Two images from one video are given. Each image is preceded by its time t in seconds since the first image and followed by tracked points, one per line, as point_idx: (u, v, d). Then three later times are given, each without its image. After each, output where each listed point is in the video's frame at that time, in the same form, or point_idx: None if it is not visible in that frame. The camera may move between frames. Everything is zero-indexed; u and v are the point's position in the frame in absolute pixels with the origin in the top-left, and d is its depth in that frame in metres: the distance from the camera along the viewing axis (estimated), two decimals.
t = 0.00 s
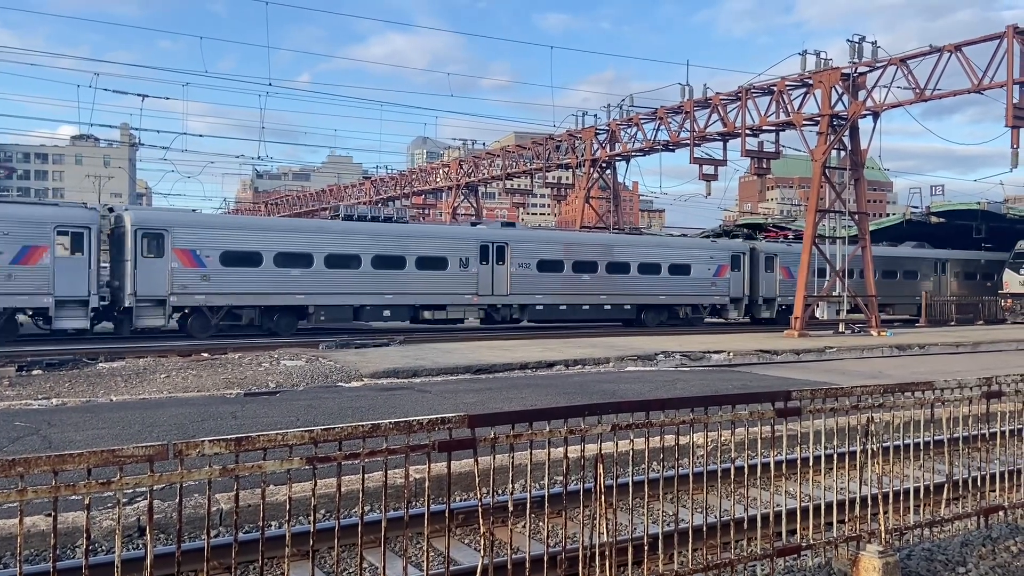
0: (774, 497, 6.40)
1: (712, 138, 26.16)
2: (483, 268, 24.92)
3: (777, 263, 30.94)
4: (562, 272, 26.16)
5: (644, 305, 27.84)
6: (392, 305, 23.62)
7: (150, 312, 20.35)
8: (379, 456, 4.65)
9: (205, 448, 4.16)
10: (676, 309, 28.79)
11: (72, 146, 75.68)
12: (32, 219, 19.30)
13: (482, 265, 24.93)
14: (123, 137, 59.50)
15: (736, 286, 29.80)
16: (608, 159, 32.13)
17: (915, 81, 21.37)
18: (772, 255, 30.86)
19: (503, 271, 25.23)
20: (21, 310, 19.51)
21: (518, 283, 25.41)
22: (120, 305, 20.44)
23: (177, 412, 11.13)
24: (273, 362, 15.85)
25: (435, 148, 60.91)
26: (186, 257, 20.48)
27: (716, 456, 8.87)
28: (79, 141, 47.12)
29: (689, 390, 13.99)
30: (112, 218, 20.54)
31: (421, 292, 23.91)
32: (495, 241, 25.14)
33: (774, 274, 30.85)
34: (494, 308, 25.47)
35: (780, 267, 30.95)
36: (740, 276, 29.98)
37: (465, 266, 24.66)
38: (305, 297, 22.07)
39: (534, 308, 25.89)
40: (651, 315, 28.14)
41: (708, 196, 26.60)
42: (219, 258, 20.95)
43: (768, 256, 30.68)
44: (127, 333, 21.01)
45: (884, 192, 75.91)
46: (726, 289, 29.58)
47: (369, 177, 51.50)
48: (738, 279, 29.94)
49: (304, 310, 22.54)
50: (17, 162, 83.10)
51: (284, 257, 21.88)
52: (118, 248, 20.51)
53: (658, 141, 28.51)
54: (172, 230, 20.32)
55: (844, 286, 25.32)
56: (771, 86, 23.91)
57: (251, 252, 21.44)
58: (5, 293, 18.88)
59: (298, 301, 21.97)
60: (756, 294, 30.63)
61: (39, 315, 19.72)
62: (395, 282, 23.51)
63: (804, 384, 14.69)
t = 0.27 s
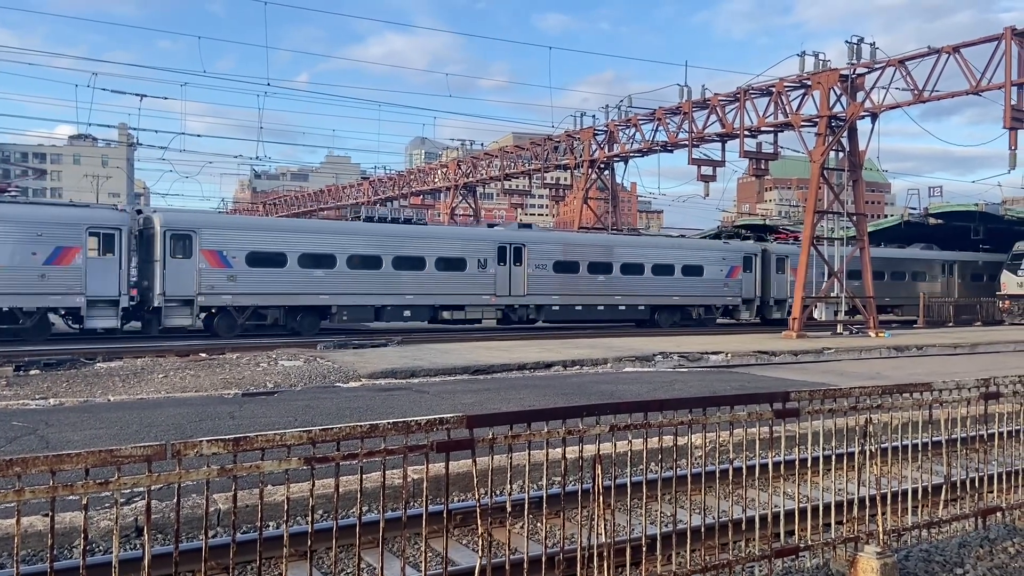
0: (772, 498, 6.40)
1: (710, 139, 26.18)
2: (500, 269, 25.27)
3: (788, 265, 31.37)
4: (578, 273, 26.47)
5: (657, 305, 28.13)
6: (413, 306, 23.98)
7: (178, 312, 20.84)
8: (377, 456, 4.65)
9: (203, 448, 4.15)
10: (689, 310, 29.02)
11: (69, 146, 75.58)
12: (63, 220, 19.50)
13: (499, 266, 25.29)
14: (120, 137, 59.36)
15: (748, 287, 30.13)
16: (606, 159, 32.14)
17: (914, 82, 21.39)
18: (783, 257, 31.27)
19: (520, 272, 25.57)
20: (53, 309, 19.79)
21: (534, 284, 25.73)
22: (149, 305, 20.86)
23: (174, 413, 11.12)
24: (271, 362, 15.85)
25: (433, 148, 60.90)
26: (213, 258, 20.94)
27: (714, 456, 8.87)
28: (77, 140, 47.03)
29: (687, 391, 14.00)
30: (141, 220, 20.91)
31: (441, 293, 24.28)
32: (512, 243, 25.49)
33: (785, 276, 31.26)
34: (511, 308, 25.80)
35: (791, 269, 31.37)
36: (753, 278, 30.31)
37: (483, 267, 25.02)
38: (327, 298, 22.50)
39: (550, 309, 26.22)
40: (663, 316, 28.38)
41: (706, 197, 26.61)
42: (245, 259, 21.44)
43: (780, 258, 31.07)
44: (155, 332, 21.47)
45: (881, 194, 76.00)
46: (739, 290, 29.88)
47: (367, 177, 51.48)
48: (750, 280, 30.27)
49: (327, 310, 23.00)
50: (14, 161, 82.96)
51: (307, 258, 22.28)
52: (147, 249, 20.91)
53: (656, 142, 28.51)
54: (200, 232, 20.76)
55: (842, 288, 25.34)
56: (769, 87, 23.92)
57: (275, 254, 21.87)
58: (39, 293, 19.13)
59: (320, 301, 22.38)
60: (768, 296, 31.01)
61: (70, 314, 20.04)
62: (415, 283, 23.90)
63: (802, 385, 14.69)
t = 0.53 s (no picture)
0: (769, 500, 6.42)
1: (708, 140, 26.20)
2: (516, 270, 25.42)
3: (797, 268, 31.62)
4: (593, 274, 26.57)
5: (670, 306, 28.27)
6: (430, 307, 24.14)
7: (203, 313, 21.15)
8: (375, 458, 4.64)
9: (201, 449, 4.16)
10: (701, 311, 29.14)
11: (67, 146, 75.49)
12: (92, 221, 19.70)
13: (515, 268, 25.44)
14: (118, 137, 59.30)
15: (759, 289, 30.26)
16: (604, 161, 32.16)
17: (911, 85, 21.43)
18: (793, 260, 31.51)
19: (536, 273, 25.70)
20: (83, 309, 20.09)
21: (549, 286, 25.85)
22: (175, 305, 21.20)
23: (171, 414, 11.10)
24: (269, 364, 15.83)
25: (431, 149, 60.95)
26: (238, 259, 21.23)
27: (712, 458, 8.90)
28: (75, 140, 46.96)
29: (685, 392, 14.01)
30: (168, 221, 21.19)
31: (458, 294, 24.45)
32: (528, 244, 25.63)
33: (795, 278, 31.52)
34: (527, 309, 25.93)
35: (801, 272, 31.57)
36: (763, 280, 30.46)
37: (499, 269, 25.16)
38: (347, 298, 22.76)
39: (564, 310, 26.30)
40: (676, 317, 28.52)
41: (704, 198, 26.62)
42: (269, 261, 21.70)
43: (790, 260, 31.32)
44: (181, 332, 21.83)
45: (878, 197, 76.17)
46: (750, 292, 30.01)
47: (365, 178, 51.48)
48: (761, 282, 30.41)
49: (347, 311, 23.28)
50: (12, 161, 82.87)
51: (327, 260, 22.52)
52: (173, 250, 21.20)
53: (654, 143, 28.53)
54: (226, 234, 21.05)
55: (839, 289, 25.36)
56: (767, 89, 23.95)
57: (297, 255, 22.12)
58: (69, 294, 19.40)
59: (341, 301, 22.65)
60: (778, 298, 31.19)
61: (99, 314, 20.37)
62: (433, 284, 24.08)
63: (800, 387, 14.71)
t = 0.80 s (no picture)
0: (766, 500, 6.42)
1: (705, 141, 26.22)
2: (532, 271, 25.54)
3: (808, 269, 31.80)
4: (606, 275, 26.72)
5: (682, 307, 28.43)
6: (448, 307, 24.27)
7: (226, 312, 21.21)
8: (372, 457, 4.63)
9: (196, 449, 4.14)
10: (711, 312, 29.34)
11: (63, 146, 75.38)
12: (116, 221, 19.74)
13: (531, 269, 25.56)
14: (115, 136, 59.20)
15: (769, 290, 30.47)
16: (602, 161, 32.17)
17: (908, 86, 21.47)
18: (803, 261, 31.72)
19: (551, 274, 25.82)
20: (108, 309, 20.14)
21: (564, 286, 25.99)
22: (198, 305, 21.25)
23: (168, 414, 11.06)
24: (266, 364, 15.79)
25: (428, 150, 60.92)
26: (260, 260, 21.29)
27: (708, 458, 8.90)
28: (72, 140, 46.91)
29: (682, 392, 14.02)
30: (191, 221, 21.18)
31: (475, 294, 24.59)
32: (544, 245, 25.75)
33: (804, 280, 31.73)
34: (541, 309, 26.09)
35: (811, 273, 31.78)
36: (772, 281, 30.65)
37: (515, 270, 25.29)
38: (367, 299, 22.85)
39: (579, 311, 26.44)
40: (687, 317, 28.74)
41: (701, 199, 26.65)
42: (291, 261, 21.78)
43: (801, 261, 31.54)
44: (204, 331, 21.90)
45: (875, 197, 76.33)
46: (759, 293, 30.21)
47: (362, 178, 51.46)
48: (771, 283, 30.62)
49: (366, 311, 23.35)
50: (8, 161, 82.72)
51: (347, 260, 22.59)
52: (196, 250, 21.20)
53: (651, 144, 28.55)
54: (248, 235, 21.08)
55: (836, 290, 25.38)
56: (764, 90, 23.96)
57: (318, 256, 22.19)
58: (96, 293, 19.45)
59: (360, 301, 22.75)
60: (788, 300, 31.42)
61: (125, 314, 20.42)
62: (439, 285, 24.07)
63: (797, 387, 14.73)
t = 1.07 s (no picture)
0: (762, 502, 6.43)
1: (702, 143, 26.24)
2: (546, 273, 25.88)
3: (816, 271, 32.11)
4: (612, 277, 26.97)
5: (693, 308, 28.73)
6: (463, 309, 24.59)
7: (247, 314, 21.43)
8: (367, 460, 4.62)
9: (191, 452, 4.12)
10: (721, 313, 29.68)
11: (60, 147, 75.25)
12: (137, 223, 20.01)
13: (545, 271, 25.91)
14: (112, 137, 59.12)
15: (777, 291, 30.79)
16: (599, 163, 32.19)
17: (904, 89, 21.50)
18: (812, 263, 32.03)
19: (565, 276, 26.16)
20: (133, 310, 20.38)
21: (577, 288, 26.33)
22: (220, 307, 21.48)
23: (164, 416, 11.03)
24: (262, 365, 15.76)
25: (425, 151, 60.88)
26: (281, 262, 21.51)
27: (705, 460, 8.91)
28: (68, 141, 46.82)
29: (679, 394, 14.03)
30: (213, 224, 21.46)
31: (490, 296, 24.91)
32: (557, 248, 26.07)
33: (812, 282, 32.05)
34: (555, 311, 26.42)
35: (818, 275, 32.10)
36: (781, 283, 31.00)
37: (530, 272, 25.62)
38: (386, 300, 23.14)
39: (591, 312, 26.80)
40: (697, 318, 29.12)
41: (698, 201, 26.67)
42: (311, 263, 22.01)
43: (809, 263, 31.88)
44: (225, 333, 22.11)
45: (872, 200, 76.47)
46: (768, 294, 30.52)
47: (360, 179, 51.43)
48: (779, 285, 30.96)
49: (383, 312, 23.59)
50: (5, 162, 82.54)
51: (366, 262, 22.89)
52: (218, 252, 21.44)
53: (648, 146, 28.57)
54: (269, 237, 21.28)
55: (833, 292, 25.40)
56: (761, 92, 23.99)
57: (338, 258, 22.48)
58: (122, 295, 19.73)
59: (378, 303, 23.00)
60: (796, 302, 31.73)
61: (148, 315, 20.66)
62: (436, 286, 24.09)
63: (794, 389, 14.75)
